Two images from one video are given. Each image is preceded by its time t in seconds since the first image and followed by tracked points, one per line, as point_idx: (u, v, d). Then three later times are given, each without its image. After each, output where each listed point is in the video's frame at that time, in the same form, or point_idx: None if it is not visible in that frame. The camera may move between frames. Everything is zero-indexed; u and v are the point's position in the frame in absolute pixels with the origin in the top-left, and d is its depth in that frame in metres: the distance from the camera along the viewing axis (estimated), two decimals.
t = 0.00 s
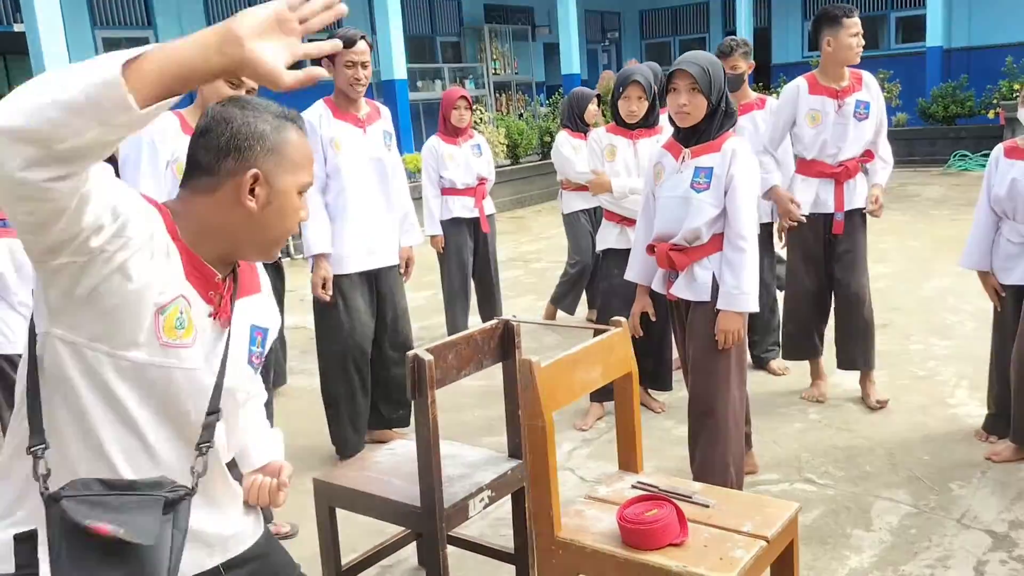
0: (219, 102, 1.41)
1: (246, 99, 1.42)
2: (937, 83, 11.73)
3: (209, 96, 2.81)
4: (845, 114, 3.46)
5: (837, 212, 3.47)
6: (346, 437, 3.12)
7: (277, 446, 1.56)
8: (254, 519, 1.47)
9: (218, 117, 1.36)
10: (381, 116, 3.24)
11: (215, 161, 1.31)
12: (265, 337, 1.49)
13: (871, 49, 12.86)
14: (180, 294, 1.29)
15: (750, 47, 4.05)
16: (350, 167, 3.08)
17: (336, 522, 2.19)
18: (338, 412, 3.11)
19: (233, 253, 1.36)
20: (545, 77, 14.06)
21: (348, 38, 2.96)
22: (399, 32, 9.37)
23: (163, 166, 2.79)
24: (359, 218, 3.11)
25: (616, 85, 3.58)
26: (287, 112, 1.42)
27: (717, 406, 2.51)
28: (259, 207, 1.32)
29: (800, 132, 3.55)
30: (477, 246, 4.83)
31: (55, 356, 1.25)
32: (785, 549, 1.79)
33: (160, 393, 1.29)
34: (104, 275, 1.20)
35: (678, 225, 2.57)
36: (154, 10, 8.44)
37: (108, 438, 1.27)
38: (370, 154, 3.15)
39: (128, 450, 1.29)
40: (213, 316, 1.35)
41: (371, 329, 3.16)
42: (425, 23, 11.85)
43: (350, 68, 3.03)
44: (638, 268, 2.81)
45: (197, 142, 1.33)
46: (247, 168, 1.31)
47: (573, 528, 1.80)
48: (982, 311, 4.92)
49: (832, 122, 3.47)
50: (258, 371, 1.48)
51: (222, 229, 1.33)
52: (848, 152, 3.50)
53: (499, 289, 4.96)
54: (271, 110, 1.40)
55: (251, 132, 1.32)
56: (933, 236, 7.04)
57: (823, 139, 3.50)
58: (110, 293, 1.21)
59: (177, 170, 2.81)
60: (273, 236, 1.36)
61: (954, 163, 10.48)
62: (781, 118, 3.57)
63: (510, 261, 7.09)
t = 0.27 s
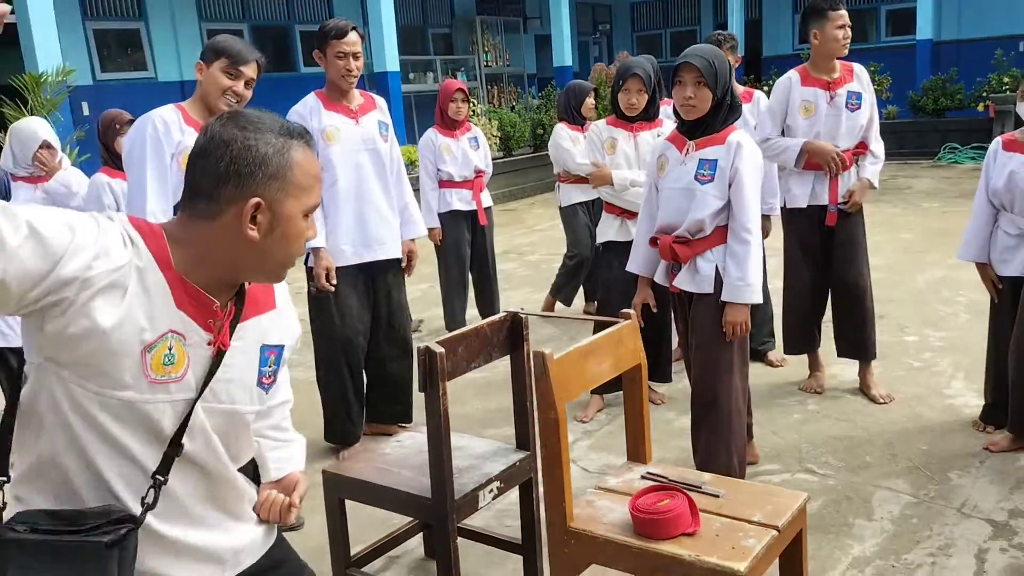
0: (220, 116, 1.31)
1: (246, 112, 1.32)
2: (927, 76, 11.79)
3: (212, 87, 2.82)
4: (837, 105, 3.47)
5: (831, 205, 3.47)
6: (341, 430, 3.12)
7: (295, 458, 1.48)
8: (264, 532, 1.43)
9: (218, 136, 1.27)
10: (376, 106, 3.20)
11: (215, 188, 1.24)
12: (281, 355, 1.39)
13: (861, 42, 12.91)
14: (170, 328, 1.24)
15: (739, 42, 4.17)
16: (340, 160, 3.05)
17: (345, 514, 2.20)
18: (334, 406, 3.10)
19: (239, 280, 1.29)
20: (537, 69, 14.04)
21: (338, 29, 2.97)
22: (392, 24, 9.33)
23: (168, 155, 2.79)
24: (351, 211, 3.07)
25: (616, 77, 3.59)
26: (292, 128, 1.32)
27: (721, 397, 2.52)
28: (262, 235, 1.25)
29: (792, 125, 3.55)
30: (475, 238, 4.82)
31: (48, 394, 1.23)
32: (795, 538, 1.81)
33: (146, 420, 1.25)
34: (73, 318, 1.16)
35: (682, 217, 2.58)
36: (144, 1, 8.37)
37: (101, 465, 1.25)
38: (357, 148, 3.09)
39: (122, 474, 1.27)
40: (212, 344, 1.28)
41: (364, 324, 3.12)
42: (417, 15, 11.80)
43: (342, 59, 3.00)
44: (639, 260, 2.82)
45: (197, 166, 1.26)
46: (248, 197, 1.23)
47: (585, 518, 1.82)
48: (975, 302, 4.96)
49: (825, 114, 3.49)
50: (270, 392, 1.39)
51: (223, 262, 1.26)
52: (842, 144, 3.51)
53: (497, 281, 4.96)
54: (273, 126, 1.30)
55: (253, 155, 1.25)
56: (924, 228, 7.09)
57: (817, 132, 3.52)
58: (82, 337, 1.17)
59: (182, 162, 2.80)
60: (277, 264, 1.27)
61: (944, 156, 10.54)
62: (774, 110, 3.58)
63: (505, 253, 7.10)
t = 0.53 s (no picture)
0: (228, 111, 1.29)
1: (255, 106, 1.30)
2: (915, 73, 11.86)
3: (210, 82, 2.80)
4: (830, 103, 3.50)
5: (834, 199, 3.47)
6: (339, 429, 3.10)
7: (316, 455, 1.49)
8: (279, 528, 1.42)
9: (227, 131, 1.25)
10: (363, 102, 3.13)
11: (225, 185, 1.22)
12: (297, 351, 1.40)
13: (849, 40, 12.97)
14: (178, 324, 1.22)
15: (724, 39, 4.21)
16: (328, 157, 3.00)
17: (350, 508, 2.20)
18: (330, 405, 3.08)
19: (250, 275, 1.28)
20: (527, 66, 14.03)
21: (324, 26, 2.94)
22: (383, 21, 9.30)
23: (167, 150, 2.76)
24: (344, 208, 3.02)
25: (613, 74, 3.60)
26: (301, 123, 1.30)
27: (721, 391, 2.54)
28: (272, 231, 1.24)
29: (786, 123, 3.57)
30: (470, 234, 4.82)
31: (61, 393, 1.22)
32: (799, 529, 1.83)
33: (156, 416, 1.23)
34: (78, 315, 1.15)
35: (682, 213, 2.60)
36: None
37: (116, 461, 1.23)
38: (345, 144, 3.03)
39: (135, 470, 1.25)
40: (224, 339, 1.27)
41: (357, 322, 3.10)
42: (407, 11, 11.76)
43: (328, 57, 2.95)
44: (639, 255, 2.83)
45: (206, 161, 1.24)
46: (258, 193, 1.22)
47: (592, 511, 1.84)
48: (966, 297, 5.00)
49: (818, 111, 3.51)
50: (285, 387, 1.40)
51: (231, 258, 1.25)
52: (836, 141, 3.53)
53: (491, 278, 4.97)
54: (283, 121, 1.28)
55: (262, 151, 1.23)
56: (912, 225, 7.15)
57: (811, 129, 3.54)
58: (88, 335, 1.15)
59: (180, 158, 2.76)
60: (289, 259, 1.26)
61: (932, 153, 10.62)
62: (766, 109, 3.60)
63: (498, 250, 7.10)
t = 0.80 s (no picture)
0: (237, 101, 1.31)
1: (264, 96, 1.32)
2: (899, 75, 11.97)
3: (206, 81, 2.73)
4: (818, 103, 3.53)
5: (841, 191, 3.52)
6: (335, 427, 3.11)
7: (324, 450, 1.50)
8: (288, 518, 1.44)
9: (237, 121, 1.27)
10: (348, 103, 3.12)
11: (235, 173, 1.24)
12: (307, 340, 1.43)
13: (834, 42, 13.08)
14: (191, 312, 1.25)
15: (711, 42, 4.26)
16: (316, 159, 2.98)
17: (350, 503, 2.22)
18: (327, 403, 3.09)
19: (261, 264, 1.30)
20: (514, 66, 14.05)
21: (313, 25, 2.93)
22: (372, 21, 9.29)
23: (157, 149, 2.73)
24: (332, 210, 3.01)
25: (606, 74, 3.65)
26: (310, 113, 1.32)
27: (715, 388, 2.57)
28: (283, 219, 1.26)
29: (774, 123, 3.60)
30: (462, 234, 4.83)
31: (76, 381, 1.24)
32: (795, 521, 1.86)
33: (169, 402, 1.25)
34: (94, 302, 1.17)
35: (677, 211, 2.63)
36: None
37: (131, 448, 1.25)
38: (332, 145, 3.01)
39: (149, 456, 1.27)
40: (236, 327, 1.30)
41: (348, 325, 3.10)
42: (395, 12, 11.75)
43: (316, 56, 2.94)
44: (636, 252, 2.86)
45: (217, 150, 1.27)
46: (268, 181, 1.24)
47: (592, 503, 1.86)
48: (952, 296, 5.06)
49: (806, 111, 3.55)
50: (296, 376, 1.42)
51: (243, 246, 1.27)
52: (825, 141, 3.57)
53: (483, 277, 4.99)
54: (292, 110, 1.30)
55: (272, 140, 1.25)
56: (897, 225, 7.23)
57: (799, 128, 3.57)
58: (103, 322, 1.18)
59: (171, 157, 2.72)
60: (298, 248, 1.28)
61: (917, 154, 10.73)
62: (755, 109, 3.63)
63: (488, 250, 7.12)
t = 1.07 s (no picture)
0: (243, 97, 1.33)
1: (269, 93, 1.33)
2: (884, 79, 12.08)
3: (187, 81, 2.72)
4: (806, 105, 3.56)
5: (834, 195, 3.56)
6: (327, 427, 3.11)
7: (322, 448, 1.51)
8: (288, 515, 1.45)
9: (243, 117, 1.29)
10: (343, 106, 3.13)
11: (241, 167, 1.26)
12: (308, 336, 1.43)
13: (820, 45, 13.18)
14: (196, 305, 1.26)
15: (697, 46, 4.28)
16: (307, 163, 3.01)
17: (344, 502, 2.22)
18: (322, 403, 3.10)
19: (264, 258, 1.32)
20: (502, 69, 14.07)
21: (310, 25, 2.92)
22: (360, 23, 9.29)
23: (138, 151, 2.72)
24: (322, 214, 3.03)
25: (597, 76, 3.68)
26: (314, 109, 1.34)
27: (706, 387, 2.59)
28: (288, 213, 1.27)
29: (763, 125, 3.63)
30: (452, 235, 4.83)
31: (81, 372, 1.26)
32: (787, 517, 1.88)
33: (174, 394, 1.27)
34: (100, 293, 1.19)
35: (669, 212, 2.65)
36: None
37: (134, 440, 1.27)
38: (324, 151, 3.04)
39: (153, 448, 1.28)
40: (241, 320, 1.31)
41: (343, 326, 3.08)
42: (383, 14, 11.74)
43: (314, 57, 2.93)
44: (628, 253, 2.88)
45: (223, 145, 1.28)
46: (274, 175, 1.25)
47: (586, 500, 1.88)
48: (937, 297, 5.12)
49: (794, 113, 3.57)
50: (298, 371, 1.42)
51: (248, 240, 1.28)
52: (813, 143, 3.60)
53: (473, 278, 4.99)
54: (296, 106, 1.32)
55: (277, 135, 1.26)
56: (882, 227, 7.30)
57: (787, 130, 3.60)
58: (110, 313, 1.19)
59: (151, 159, 2.71)
60: (301, 242, 1.29)
61: (902, 156, 10.83)
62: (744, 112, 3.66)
63: (477, 251, 7.13)
